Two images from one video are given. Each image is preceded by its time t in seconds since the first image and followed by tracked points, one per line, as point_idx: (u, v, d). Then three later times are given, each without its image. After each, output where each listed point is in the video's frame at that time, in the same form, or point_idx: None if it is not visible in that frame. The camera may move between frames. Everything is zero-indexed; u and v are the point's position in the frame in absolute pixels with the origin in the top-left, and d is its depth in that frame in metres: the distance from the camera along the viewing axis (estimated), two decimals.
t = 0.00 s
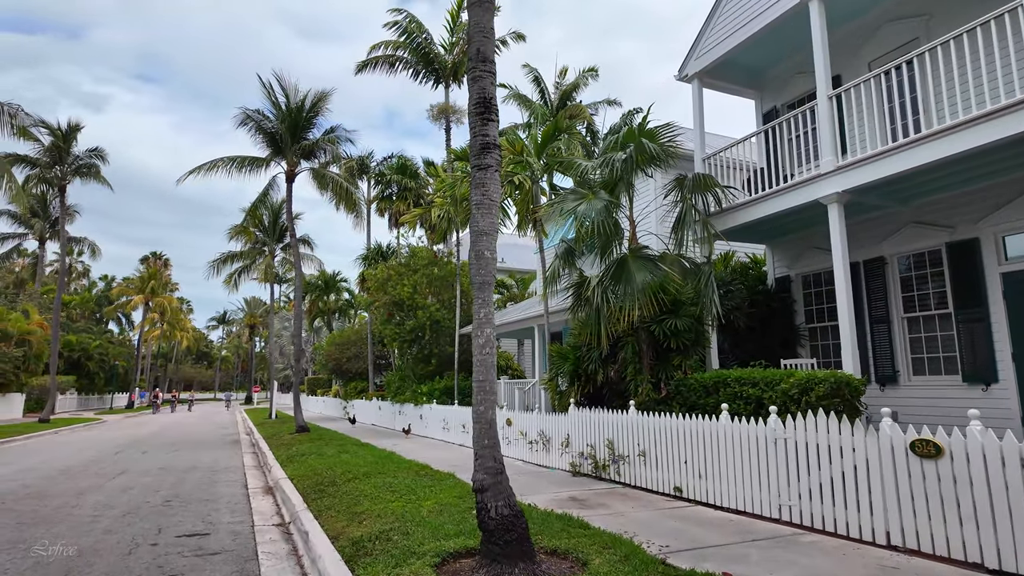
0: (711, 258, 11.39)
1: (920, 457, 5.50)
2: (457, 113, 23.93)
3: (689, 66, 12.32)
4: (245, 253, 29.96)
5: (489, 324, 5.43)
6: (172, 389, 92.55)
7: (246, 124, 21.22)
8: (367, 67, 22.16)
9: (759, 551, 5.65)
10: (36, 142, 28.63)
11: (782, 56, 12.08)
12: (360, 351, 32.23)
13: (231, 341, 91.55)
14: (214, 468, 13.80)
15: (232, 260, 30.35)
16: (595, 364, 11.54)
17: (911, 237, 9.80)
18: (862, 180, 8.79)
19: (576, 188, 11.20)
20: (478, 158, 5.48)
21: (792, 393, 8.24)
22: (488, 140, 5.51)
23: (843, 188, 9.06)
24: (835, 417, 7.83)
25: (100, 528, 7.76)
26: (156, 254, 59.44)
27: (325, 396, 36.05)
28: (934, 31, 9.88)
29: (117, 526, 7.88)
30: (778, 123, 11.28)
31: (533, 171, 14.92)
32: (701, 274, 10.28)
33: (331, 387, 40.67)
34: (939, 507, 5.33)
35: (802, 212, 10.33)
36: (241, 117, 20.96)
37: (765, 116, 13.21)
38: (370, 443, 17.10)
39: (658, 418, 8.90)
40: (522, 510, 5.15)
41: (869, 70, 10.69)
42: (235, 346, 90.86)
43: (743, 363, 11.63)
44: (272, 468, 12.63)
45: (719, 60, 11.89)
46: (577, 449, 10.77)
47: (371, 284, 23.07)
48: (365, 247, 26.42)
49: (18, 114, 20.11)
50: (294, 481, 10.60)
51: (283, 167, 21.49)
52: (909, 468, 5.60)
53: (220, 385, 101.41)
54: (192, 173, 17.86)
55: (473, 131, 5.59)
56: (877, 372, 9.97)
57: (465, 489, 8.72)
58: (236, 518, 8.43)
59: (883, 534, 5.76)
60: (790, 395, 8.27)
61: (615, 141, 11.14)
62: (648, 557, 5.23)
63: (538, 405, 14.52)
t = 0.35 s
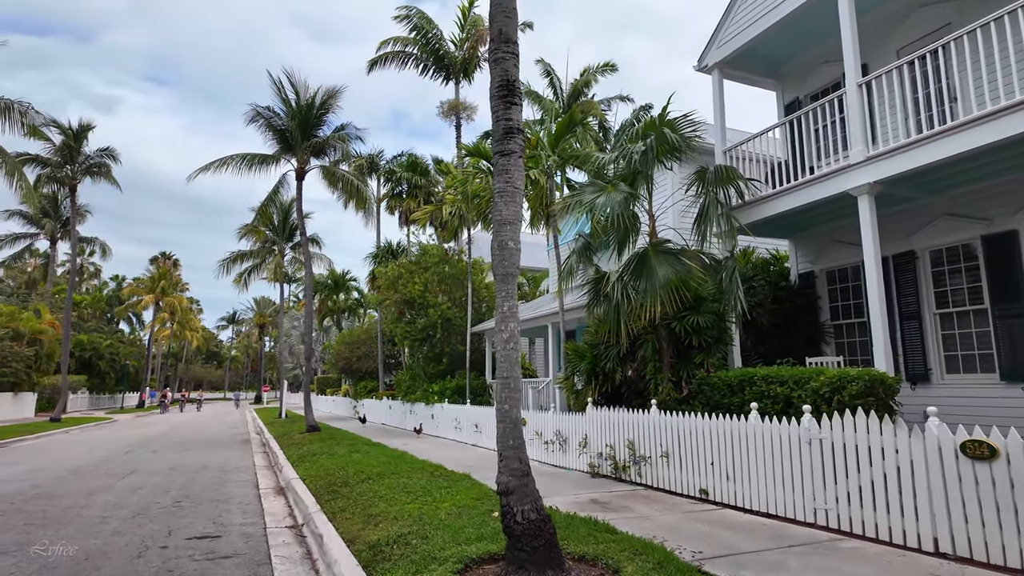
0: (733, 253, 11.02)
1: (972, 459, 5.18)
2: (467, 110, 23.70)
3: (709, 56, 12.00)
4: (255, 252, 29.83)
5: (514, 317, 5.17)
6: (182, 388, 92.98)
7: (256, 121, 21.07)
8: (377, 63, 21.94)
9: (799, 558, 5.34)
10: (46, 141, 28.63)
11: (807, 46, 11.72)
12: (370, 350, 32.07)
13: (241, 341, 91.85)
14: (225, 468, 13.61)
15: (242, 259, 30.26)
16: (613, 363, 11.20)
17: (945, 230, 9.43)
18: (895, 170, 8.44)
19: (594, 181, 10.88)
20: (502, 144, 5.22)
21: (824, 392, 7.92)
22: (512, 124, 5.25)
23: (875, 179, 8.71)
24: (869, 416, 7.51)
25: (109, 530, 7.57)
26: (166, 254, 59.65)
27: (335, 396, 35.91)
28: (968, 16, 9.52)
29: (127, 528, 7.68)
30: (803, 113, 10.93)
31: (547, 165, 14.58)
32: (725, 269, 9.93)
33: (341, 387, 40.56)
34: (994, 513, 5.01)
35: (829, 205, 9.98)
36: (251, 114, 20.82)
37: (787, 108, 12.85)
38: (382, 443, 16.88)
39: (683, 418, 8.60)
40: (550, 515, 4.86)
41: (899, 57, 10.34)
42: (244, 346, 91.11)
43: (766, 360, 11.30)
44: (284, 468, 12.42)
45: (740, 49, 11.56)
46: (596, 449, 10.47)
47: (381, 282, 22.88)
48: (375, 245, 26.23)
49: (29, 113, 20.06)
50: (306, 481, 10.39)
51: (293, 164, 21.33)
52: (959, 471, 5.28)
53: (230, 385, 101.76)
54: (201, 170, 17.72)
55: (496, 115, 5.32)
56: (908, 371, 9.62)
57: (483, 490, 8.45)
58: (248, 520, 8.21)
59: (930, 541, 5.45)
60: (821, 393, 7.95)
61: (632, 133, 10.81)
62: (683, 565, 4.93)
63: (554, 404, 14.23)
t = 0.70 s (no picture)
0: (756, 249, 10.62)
1: None
2: (477, 107, 23.44)
3: (729, 46, 11.64)
4: (264, 251, 29.70)
5: (540, 315, 4.87)
6: (192, 388, 93.31)
7: (265, 118, 20.88)
8: (386, 59, 21.69)
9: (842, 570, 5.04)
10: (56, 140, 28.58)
11: (831, 35, 11.35)
12: (379, 349, 31.89)
13: (250, 340, 92.06)
14: (234, 469, 13.40)
15: (251, 258, 30.13)
16: (632, 363, 10.85)
17: (980, 224, 9.06)
18: (929, 162, 8.08)
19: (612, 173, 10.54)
20: (527, 130, 4.92)
21: (857, 392, 7.57)
22: (537, 111, 4.95)
23: (909, 172, 8.33)
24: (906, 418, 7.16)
25: (117, 534, 7.35)
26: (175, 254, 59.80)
27: (344, 395, 35.76)
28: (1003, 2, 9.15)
29: (135, 532, 7.45)
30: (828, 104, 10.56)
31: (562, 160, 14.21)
32: (749, 265, 9.65)
33: (350, 386, 40.41)
34: None
35: (858, 199, 9.60)
36: (260, 110, 20.63)
37: (809, 100, 12.47)
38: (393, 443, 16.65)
39: (708, 419, 8.28)
40: (580, 524, 4.57)
41: (930, 46, 9.97)
42: (253, 345, 91.31)
43: (790, 359, 11.02)
44: (294, 469, 12.19)
45: (763, 39, 11.19)
46: (614, 452, 10.16)
47: (391, 280, 22.66)
48: (385, 244, 26.02)
49: (38, 111, 19.95)
50: (317, 483, 10.14)
51: (302, 162, 21.14)
52: (1016, 477, 4.95)
53: (239, 384, 102.09)
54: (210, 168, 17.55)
55: (521, 101, 5.03)
56: (941, 371, 9.26)
57: (501, 494, 8.18)
58: (259, 524, 7.98)
59: (983, 551, 5.13)
60: (853, 394, 7.61)
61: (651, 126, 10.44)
62: None
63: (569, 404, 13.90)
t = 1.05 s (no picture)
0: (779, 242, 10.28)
1: None
2: (486, 102, 23.16)
3: (749, 33, 11.23)
4: (272, 250, 29.56)
5: (566, 305, 4.57)
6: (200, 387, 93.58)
7: (272, 113, 20.67)
8: (394, 53, 21.42)
9: None
10: (64, 138, 28.51)
11: (854, 22, 10.97)
12: (387, 347, 31.68)
13: (258, 339, 92.24)
14: (242, 468, 13.18)
15: (259, 256, 29.99)
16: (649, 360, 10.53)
17: (1016, 213, 8.68)
18: (965, 149, 7.71)
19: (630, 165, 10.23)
20: (551, 109, 4.62)
21: (891, 390, 7.22)
22: (562, 88, 4.65)
23: (943, 160, 7.96)
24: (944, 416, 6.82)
25: (122, 536, 7.11)
26: (183, 253, 59.90)
27: (352, 393, 35.57)
28: None
29: (140, 534, 7.20)
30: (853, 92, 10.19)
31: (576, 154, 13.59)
32: (772, 259, 9.32)
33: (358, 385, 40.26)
34: None
35: (887, 189, 9.24)
36: (267, 106, 20.42)
37: (832, 88, 12.08)
38: (403, 442, 16.39)
39: (733, 419, 7.96)
40: (610, 529, 4.27)
41: (961, 29, 9.59)
42: (261, 344, 91.45)
43: (813, 356, 10.66)
44: (303, 469, 11.95)
45: (784, 26, 10.82)
46: (633, 452, 9.84)
47: (400, 277, 22.42)
48: (393, 241, 25.79)
49: (45, 107, 19.82)
50: (327, 483, 9.88)
51: (310, 158, 20.93)
52: None
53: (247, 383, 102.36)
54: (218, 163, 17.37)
55: (544, 77, 4.73)
56: (974, 367, 8.89)
57: (517, 495, 7.87)
58: (268, 526, 7.73)
59: None
60: (887, 390, 7.25)
61: (672, 116, 10.18)
62: None
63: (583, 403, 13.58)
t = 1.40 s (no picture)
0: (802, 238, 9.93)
1: None
2: (494, 99, 22.87)
3: (769, 23, 10.83)
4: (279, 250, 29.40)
5: (594, 304, 4.26)
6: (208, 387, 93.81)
7: (279, 110, 20.43)
8: (402, 49, 21.14)
9: None
10: (71, 138, 28.41)
11: (878, 11, 10.58)
12: (395, 347, 31.45)
13: (265, 339, 92.36)
14: (250, 471, 12.94)
15: (266, 256, 29.83)
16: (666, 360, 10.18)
17: None
18: (1002, 139, 7.34)
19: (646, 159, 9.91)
20: (576, 92, 4.32)
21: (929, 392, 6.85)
22: (588, 70, 4.34)
23: (979, 151, 7.58)
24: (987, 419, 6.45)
25: (125, 544, 6.85)
26: (191, 254, 59.98)
27: (360, 393, 35.36)
28: None
29: (144, 542, 6.93)
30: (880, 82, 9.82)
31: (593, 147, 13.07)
32: (797, 256, 8.98)
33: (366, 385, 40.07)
34: None
35: (918, 182, 8.84)
36: (274, 103, 20.21)
37: (855, 79, 11.67)
38: (412, 444, 16.12)
39: (759, 422, 7.62)
40: (643, 545, 3.96)
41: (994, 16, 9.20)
42: (268, 344, 91.57)
43: (838, 356, 10.30)
44: (311, 472, 11.69)
45: (807, 15, 10.43)
46: (651, 456, 9.51)
47: (408, 277, 22.17)
48: (401, 240, 25.54)
49: (51, 106, 19.66)
50: (336, 487, 9.61)
51: (317, 155, 20.70)
52: None
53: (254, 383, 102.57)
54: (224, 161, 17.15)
55: (569, 59, 4.42)
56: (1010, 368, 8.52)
57: (533, 501, 7.57)
58: (276, 533, 7.45)
59: None
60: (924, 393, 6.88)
61: (691, 108, 9.84)
62: None
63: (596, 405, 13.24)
